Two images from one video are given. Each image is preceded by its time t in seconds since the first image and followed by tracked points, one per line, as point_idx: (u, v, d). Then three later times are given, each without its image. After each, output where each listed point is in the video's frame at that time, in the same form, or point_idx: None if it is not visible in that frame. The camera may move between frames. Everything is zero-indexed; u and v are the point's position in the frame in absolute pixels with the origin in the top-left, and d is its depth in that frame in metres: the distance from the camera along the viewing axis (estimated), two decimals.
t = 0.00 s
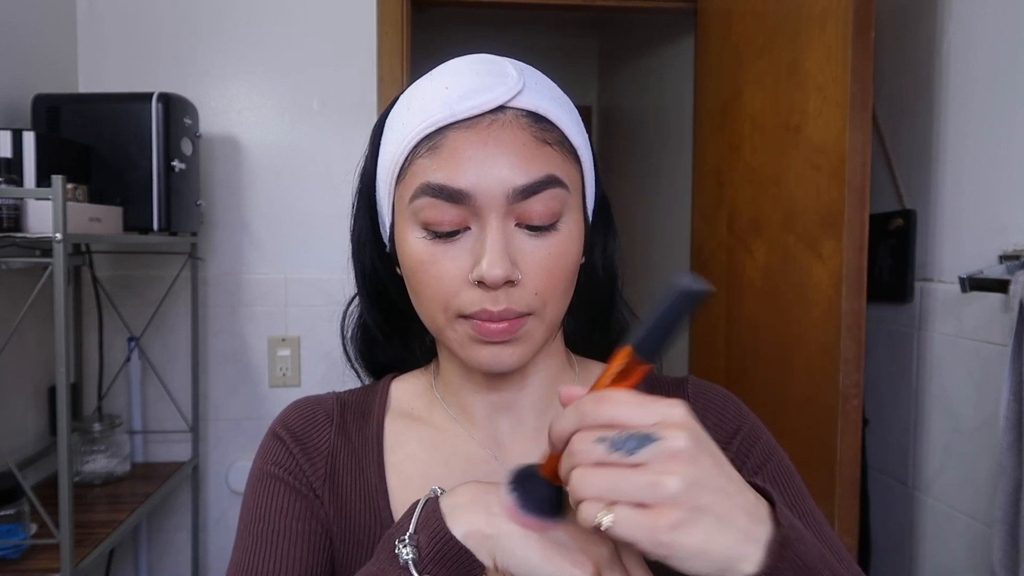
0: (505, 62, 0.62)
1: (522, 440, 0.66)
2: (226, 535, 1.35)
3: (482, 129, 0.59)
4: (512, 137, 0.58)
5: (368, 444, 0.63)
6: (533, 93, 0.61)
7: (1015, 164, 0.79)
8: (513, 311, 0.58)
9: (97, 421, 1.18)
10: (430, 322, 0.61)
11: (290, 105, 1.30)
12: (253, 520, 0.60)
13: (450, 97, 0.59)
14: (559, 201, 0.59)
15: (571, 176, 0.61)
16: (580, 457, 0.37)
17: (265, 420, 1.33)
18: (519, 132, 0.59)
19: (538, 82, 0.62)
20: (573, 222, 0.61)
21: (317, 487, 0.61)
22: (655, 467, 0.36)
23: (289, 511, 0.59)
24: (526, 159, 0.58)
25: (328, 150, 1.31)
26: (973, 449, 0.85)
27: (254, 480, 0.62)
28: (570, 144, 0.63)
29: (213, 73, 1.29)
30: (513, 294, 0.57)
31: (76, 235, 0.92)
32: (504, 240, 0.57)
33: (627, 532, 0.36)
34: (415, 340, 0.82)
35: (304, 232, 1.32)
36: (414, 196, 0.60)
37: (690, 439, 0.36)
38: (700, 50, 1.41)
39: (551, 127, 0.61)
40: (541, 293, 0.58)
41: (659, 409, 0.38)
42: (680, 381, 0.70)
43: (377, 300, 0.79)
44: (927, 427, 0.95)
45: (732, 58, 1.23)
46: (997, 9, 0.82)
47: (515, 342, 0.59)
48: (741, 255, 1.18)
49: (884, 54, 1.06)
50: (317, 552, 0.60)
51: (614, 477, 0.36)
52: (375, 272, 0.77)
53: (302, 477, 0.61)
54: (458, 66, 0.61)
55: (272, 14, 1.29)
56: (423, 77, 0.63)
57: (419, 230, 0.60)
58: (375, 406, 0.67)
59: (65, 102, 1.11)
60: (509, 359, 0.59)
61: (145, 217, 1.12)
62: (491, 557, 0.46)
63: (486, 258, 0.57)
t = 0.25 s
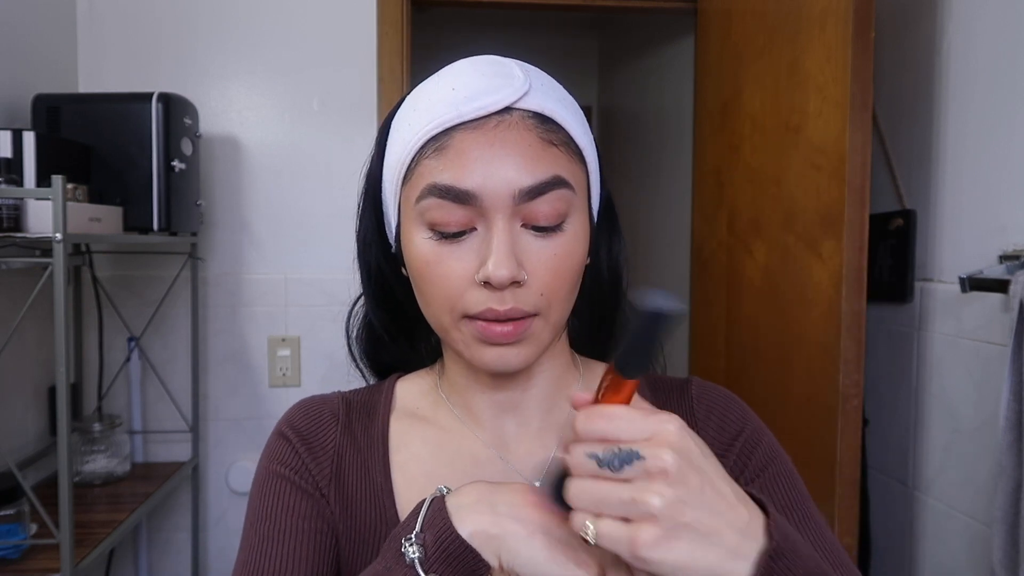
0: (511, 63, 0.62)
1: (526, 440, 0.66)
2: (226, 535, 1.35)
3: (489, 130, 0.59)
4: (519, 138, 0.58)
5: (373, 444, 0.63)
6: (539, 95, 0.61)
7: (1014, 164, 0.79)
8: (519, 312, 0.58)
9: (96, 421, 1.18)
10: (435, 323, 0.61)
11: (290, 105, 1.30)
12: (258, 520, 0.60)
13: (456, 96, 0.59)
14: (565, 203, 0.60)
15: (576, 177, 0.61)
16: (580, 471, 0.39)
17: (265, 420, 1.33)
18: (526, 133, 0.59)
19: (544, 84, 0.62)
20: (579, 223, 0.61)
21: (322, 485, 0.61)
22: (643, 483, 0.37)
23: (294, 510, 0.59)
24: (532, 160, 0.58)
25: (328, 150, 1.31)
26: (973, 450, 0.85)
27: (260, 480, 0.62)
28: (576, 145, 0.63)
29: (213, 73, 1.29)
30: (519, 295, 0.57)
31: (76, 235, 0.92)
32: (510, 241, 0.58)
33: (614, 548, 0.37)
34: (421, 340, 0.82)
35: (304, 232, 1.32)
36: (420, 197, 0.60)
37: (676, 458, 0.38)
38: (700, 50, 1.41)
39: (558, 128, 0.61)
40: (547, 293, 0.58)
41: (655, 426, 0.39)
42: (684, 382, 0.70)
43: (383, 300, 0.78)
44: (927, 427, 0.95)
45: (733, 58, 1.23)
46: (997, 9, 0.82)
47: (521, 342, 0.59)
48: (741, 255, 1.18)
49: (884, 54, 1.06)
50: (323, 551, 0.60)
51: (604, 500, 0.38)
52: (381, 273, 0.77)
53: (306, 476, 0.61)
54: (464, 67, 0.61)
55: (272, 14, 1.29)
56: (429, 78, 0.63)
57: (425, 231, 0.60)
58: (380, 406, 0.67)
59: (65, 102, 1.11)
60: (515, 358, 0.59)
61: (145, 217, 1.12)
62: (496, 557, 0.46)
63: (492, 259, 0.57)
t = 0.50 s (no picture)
0: (515, 64, 0.62)
1: (530, 441, 0.65)
2: (226, 535, 1.35)
3: (495, 131, 0.59)
4: (525, 139, 0.58)
5: (378, 443, 0.63)
6: (545, 95, 0.61)
7: (1014, 164, 0.80)
8: (527, 312, 0.58)
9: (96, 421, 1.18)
10: (441, 323, 0.62)
11: (290, 105, 1.30)
12: (263, 519, 0.60)
13: (461, 97, 0.59)
14: (570, 203, 0.60)
15: (582, 178, 0.62)
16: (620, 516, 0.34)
17: (265, 420, 1.33)
18: (532, 134, 0.59)
19: (549, 84, 0.62)
20: (584, 223, 0.61)
21: (327, 485, 0.61)
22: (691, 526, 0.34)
23: (298, 509, 0.60)
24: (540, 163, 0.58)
25: (328, 150, 1.31)
26: (973, 449, 0.85)
27: (265, 479, 0.62)
28: (580, 146, 0.63)
29: (213, 73, 1.29)
30: (527, 295, 0.58)
31: (76, 235, 0.92)
32: (517, 241, 0.58)
33: None
34: (425, 341, 0.82)
35: (304, 232, 1.32)
36: (426, 198, 0.60)
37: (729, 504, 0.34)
38: (700, 50, 1.41)
39: (563, 129, 0.61)
40: (554, 293, 0.59)
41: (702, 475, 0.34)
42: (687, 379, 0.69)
43: (387, 300, 0.78)
44: (927, 426, 0.95)
45: (733, 58, 1.23)
46: (996, 9, 0.82)
47: (528, 342, 0.59)
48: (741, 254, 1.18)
49: (884, 54, 1.06)
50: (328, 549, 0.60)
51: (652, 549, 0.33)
52: (385, 274, 0.77)
53: (311, 476, 0.61)
54: (469, 68, 0.61)
55: (272, 14, 1.29)
56: (434, 78, 0.63)
57: (432, 232, 0.60)
58: (385, 405, 0.67)
59: (65, 102, 1.11)
60: (523, 358, 0.59)
61: (144, 217, 1.12)
62: (499, 558, 0.46)
63: (499, 259, 0.57)
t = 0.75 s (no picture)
0: (514, 64, 0.62)
1: (531, 442, 0.66)
2: (226, 535, 1.35)
3: (493, 131, 0.58)
4: (525, 139, 0.58)
5: (379, 442, 0.63)
6: (544, 96, 0.61)
7: (1014, 164, 0.80)
8: (527, 311, 0.58)
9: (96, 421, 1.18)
10: (442, 324, 0.61)
11: (290, 104, 1.30)
12: (264, 516, 0.60)
13: (461, 96, 0.59)
14: (569, 203, 0.60)
15: (581, 178, 0.62)
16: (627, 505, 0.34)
17: (265, 420, 1.33)
18: (530, 134, 0.59)
19: (548, 85, 0.62)
20: (584, 223, 0.61)
21: (328, 483, 0.61)
22: (695, 538, 0.35)
23: (299, 507, 0.60)
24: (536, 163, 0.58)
25: (328, 149, 1.31)
26: (973, 449, 0.85)
27: (266, 477, 0.62)
28: (580, 146, 0.63)
29: (213, 73, 1.29)
30: (526, 295, 0.57)
31: (76, 235, 0.92)
32: (516, 241, 0.58)
33: None
34: (427, 342, 0.82)
35: (303, 232, 1.32)
36: (426, 198, 0.60)
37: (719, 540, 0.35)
38: (700, 50, 1.41)
39: (562, 129, 0.61)
40: (553, 293, 0.59)
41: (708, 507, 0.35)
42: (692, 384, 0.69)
43: (388, 301, 0.78)
44: (927, 426, 0.95)
45: (733, 58, 1.23)
46: (996, 9, 0.82)
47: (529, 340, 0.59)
48: (742, 254, 1.18)
49: (884, 54, 1.06)
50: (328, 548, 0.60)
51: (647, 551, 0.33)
52: (386, 275, 0.77)
53: (313, 475, 0.61)
54: (467, 69, 0.61)
55: (272, 14, 1.29)
56: (433, 80, 0.63)
57: (432, 232, 0.60)
58: (387, 404, 0.67)
59: (65, 102, 1.11)
60: (524, 355, 0.58)
61: (145, 217, 1.12)
62: (492, 561, 0.47)
63: (499, 259, 0.57)
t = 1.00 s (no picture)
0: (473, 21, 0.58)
1: (541, 451, 0.60)
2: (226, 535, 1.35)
3: (434, 90, 0.54)
4: (463, 93, 0.53)
5: (357, 470, 0.57)
6: (497, 47, 0.55)
7: (1014, 164, 0.79)
8: (468, 288, 0.52)
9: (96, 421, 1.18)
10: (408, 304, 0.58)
11: (290, 104, 1.30)
12: (241, 560, 0.56)
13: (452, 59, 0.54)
14: (523, 163, 0.53)
15: (540, 132, 0.54)
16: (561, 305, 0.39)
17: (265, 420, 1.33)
18: (472, 88, 0.54)
19: (516, 38, 0.57)
20: (545, 185, 0.54)
21: (308, 521, 0.56)
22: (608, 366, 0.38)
23: (279, 551, 0.56)
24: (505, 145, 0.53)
25: (328, 150, 1.31)
26: (973, 449, 0.85)
27: (235, 501, 0.58)
28: (546, 98, 0.55)
29: (213, 73, 1.29)
30: (461, 273, 0.52)
31: (76, 235, 0.92)
32: (451, 209, 0.53)
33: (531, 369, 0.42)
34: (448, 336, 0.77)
35: (303, 232, 1.32)
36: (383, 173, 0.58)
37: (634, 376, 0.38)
38: (701, 49, 1.41)
39: (517, 81, 0.55)
40: (503, 268, 0.52)
41: (639, 342, 0.38)
42: (692, 371, 0.69)
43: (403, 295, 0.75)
44: (927, 426, 0.95)
45: (733, 58, 1.23)
46: (996, 8, 0.82)
47: (475, 320, 0.52)
48: (741, 254, 1.18)
49: (884, 53, 1.06)
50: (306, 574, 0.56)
51: (557, 358, 0.39)
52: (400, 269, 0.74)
53: (289, 512, 0.56)
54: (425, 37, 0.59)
55: (272, 14, 1.29)
56: (433, 35, 0.58)
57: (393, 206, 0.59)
58: (362, 424, 0.59)
59: (65, 102, 1.11)
60: (471, 336, 0.52)
61: (145, 217, 1.12)
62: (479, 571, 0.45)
63: (428, 232, 0.53)
